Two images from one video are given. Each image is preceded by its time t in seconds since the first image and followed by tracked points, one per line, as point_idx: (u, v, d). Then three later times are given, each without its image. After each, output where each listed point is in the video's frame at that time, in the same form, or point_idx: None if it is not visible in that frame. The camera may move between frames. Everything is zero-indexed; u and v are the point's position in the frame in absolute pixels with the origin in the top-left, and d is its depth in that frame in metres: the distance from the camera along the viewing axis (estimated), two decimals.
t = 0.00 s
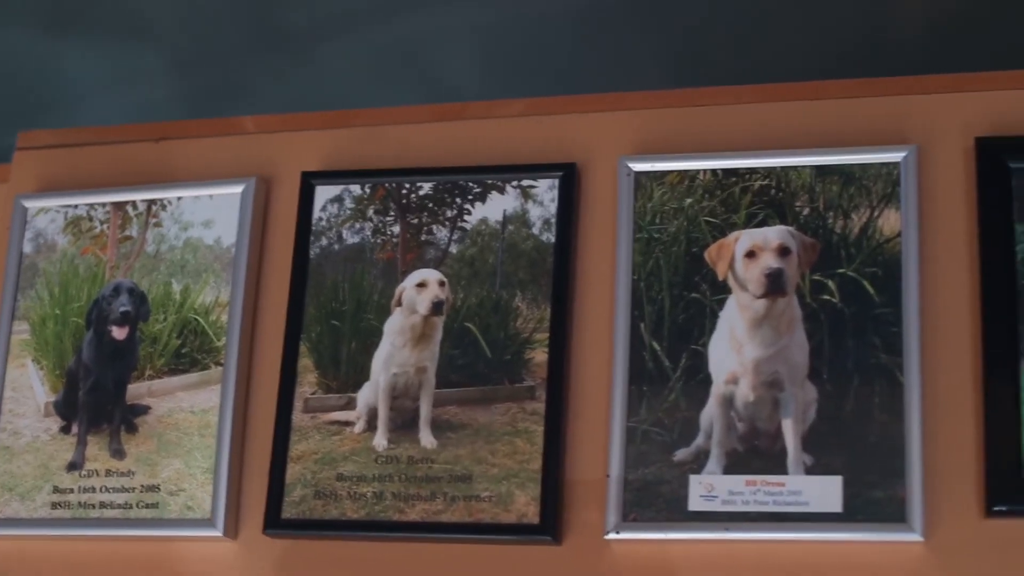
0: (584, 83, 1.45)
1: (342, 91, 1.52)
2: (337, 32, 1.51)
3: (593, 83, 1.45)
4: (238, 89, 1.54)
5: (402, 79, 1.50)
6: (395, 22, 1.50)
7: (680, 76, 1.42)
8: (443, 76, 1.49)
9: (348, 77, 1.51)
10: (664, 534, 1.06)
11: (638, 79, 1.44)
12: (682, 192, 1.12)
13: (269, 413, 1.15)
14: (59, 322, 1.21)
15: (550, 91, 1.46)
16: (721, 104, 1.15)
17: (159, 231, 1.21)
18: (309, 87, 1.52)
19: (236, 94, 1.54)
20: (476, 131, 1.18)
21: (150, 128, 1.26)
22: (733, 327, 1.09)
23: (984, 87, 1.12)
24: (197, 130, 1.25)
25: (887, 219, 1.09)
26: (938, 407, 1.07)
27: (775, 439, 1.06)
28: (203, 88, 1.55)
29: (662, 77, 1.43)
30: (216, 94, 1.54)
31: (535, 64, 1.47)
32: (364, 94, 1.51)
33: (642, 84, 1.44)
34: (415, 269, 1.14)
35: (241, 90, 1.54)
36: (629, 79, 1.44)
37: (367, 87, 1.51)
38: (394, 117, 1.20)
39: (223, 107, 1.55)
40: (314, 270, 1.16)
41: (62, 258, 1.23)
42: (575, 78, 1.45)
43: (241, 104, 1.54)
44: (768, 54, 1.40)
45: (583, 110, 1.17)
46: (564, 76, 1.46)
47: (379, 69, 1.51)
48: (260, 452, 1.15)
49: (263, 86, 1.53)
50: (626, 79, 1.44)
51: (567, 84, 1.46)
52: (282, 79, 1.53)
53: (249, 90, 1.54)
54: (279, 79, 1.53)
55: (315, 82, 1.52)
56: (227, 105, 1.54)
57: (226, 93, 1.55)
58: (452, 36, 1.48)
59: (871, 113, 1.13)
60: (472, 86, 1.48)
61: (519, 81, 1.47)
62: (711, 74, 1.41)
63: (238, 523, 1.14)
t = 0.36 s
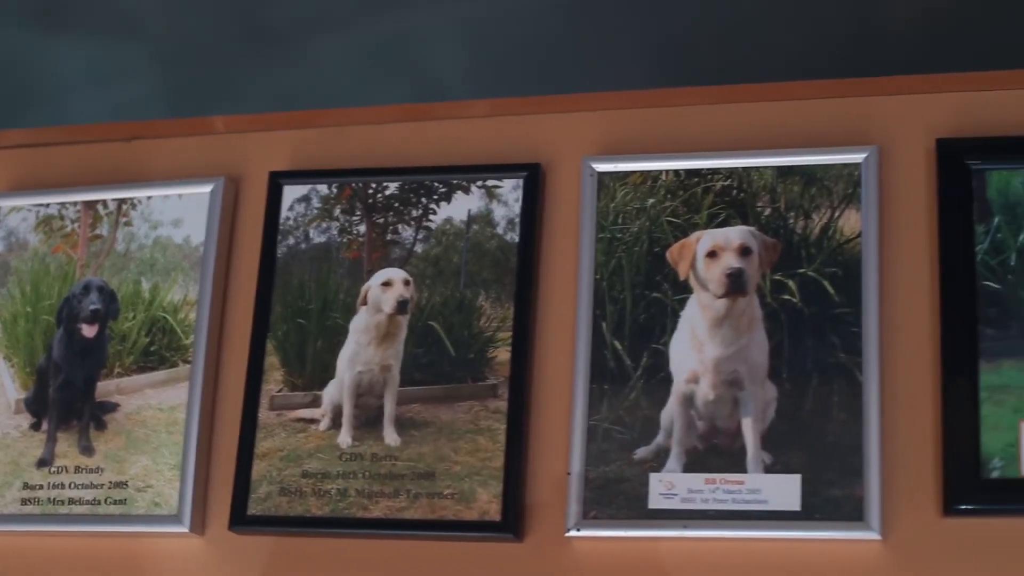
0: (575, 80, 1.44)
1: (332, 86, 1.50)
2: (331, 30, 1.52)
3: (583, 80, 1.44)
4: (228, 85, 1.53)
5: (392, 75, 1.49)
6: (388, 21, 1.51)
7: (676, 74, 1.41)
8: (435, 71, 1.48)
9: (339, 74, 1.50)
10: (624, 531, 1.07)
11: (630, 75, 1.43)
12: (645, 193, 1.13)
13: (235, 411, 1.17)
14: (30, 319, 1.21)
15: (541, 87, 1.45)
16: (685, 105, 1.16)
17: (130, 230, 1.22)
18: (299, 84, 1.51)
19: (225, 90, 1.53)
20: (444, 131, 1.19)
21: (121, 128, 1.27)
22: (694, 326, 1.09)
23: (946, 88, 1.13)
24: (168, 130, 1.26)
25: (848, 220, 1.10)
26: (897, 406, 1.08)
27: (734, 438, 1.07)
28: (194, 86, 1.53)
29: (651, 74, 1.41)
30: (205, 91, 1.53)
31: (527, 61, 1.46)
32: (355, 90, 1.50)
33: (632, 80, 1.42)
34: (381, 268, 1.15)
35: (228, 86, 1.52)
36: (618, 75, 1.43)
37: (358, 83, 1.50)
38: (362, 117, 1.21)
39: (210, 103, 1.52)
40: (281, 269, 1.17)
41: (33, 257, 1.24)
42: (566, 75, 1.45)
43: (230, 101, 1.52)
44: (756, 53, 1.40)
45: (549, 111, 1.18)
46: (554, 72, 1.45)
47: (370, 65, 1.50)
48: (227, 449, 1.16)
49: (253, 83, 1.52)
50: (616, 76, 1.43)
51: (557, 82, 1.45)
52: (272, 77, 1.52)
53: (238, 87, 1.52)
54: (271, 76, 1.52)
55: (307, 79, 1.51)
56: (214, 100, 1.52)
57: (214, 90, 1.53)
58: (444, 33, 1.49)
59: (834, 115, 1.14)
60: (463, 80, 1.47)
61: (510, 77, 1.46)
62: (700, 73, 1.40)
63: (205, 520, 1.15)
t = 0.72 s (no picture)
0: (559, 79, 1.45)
1: (318, 85, 1.50)
2: (316, 26, 1.52)
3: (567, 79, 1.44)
4: (213, 83, 1.52)
5: (378, 74, 1.49)
6: (373, 19, 1.51)
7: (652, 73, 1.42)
8: (421, 70, 1.49)
9: (325, 73, 1.51)
10: (582, 530, 1.08)
11: (613, 74, 1.43)
12: (605, 195, 1.14)
13: (200, 410, 1.17)
14: None
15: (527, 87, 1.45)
16: (648, 107, 1.17)
17: (97, 229, 1.23)
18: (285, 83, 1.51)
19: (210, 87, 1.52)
20: (409, 133, 1.20)
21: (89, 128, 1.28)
22: (653, 327, 1.10)
23: (905, 91, 1.13)
24: (136, 131, 1.27)
25: (806, 222, 1.10)
26: (855, 407, 1.09)
27: (692, 438, 1.08)
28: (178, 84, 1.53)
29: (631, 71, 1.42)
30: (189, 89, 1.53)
31: (512, 60, 1.47)
32: (341, 89, 1.50)
33: (615, 79, 1.43)
34: (345, 268, 1.16)
35: (213, 85, 1.52)
36: (600, 75, 1.43)
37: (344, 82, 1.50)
38: (328, 118, 1.22)
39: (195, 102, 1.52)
40: (246, 269, 1.18)
41: (2, 256, 1.25)
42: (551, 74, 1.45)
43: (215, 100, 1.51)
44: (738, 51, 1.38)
45: (513, 112, 1.18)
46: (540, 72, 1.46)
47: (355, 62, 1.50)
48: (192, 447, 1.17)
49: (238, 81, 1.52)
50: (598, 75, 1.43)
51: (541, 81, 1.45)
52: (257, 75, 1.52)
53: (223, 85, 1.52)
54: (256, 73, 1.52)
55: (293, 78, 1.51)
56: (199, 100, 1.52)
57: (199, 88, 1.53)
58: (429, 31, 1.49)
59: (794, 117, 1.15)
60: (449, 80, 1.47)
61: (495, 77, 1.46)
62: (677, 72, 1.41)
63: (169, 518, 1.15)
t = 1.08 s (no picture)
0: (539, 79, 1.43)
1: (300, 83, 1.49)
2: (298, 25, 1.50)
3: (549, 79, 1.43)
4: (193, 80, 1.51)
5: (359, 73, 1.48)
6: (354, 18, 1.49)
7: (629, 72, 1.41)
8: (402, 70, 1.47)
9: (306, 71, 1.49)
10: (539, 531, 1.09)
11: (595, 74, 1.42)
12: (565, 198, 1.15)
13: (164, 409, 1.18)
14: None
15: (509, 87, 1.44)
16: (608, 111, 1.17)
17: (63, 230, 1.24)
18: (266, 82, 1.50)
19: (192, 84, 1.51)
20: (372, 135, 1.21)
21: (56, 130, 1.29)
22: (611, 330, 1.11)
23: (863, 97, 1.15)
24: (102, 133, 1.27)
25: (764, 226, 1.11)
26: (811, 409, 1.10)
27: (649, 440, 1.09)
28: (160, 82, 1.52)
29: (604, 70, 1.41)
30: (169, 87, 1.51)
31: (494, 59, 1.45)
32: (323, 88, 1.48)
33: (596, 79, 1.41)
34: (307, 270, 1.17)
35: (193, 83, 1.51)
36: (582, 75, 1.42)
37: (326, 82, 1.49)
38: (292, 121, 1.23)
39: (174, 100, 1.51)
40: (210, 271, 1.19)
41: None
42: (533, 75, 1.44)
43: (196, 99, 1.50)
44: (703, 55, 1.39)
45: (476, 115, 1.19)
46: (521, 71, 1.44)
47: (337, 61, 1.48)
48: (156, 447, 1.18)
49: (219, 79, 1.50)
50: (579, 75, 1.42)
51: (523, 80, 1.44)
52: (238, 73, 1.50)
53: (204, 83, 1.51)
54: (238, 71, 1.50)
55: (274, 77, 1.50)
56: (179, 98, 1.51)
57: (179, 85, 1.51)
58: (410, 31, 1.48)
59: (753, 121, 1.16)
60: (431, 80, 1.46)
61: (478, 77, 1.45)
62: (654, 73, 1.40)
63: (133, 517, 1.16)
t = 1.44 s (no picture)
0: (516, 79, 1.41)
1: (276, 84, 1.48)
2: (277, 24, 1.50)
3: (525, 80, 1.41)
4: (171, 78, 1.51)
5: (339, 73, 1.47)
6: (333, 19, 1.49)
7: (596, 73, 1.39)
8: (377, 69, 1.46)
9: (283, 72, 1.48)
10: (495, 532, 1.10)
11: (570, 74, 1.40)
12: (523, 201, 1.15)
13: (126, 410, 1.19)
14: None
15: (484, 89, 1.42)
16: (567, 115, 1.18)
17: (27, 233, 1.25)
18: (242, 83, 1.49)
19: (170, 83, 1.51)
20: (334, 138, 1.22)
21: (22, 133, 1.30)
22: (568, 332, 1.12)
23: (818, 100, 1.15)
24: (67, 136, 1.28)
25: (719, 229, 1.12)
26: (766, 411, 1.11)
27: (604, 441, 1.10)
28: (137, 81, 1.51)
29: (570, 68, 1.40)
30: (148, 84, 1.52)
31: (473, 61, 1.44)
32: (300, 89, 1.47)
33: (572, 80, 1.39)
34: (268, 272, 1.18)
35: (172, 83, 1.51)
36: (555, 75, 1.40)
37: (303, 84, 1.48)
38: (255, 125, 1.24)
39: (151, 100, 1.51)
40: (172, 273, 1.20)
41: None
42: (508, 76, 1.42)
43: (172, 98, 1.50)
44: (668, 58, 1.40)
45: (436, 119, 1.20)
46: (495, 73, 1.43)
47: (313, 62, 1.48)
48: (118, 447, 1.19)
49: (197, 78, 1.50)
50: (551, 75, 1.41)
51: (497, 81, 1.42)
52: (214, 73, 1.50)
53: (181, 82, 1.51)
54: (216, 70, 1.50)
55: (261, 76, 1.49)
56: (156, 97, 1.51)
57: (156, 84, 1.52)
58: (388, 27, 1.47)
59: (709, 125, 1.16)
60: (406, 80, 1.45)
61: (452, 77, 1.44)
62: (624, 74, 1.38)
63: (95, 518, 1.17)
